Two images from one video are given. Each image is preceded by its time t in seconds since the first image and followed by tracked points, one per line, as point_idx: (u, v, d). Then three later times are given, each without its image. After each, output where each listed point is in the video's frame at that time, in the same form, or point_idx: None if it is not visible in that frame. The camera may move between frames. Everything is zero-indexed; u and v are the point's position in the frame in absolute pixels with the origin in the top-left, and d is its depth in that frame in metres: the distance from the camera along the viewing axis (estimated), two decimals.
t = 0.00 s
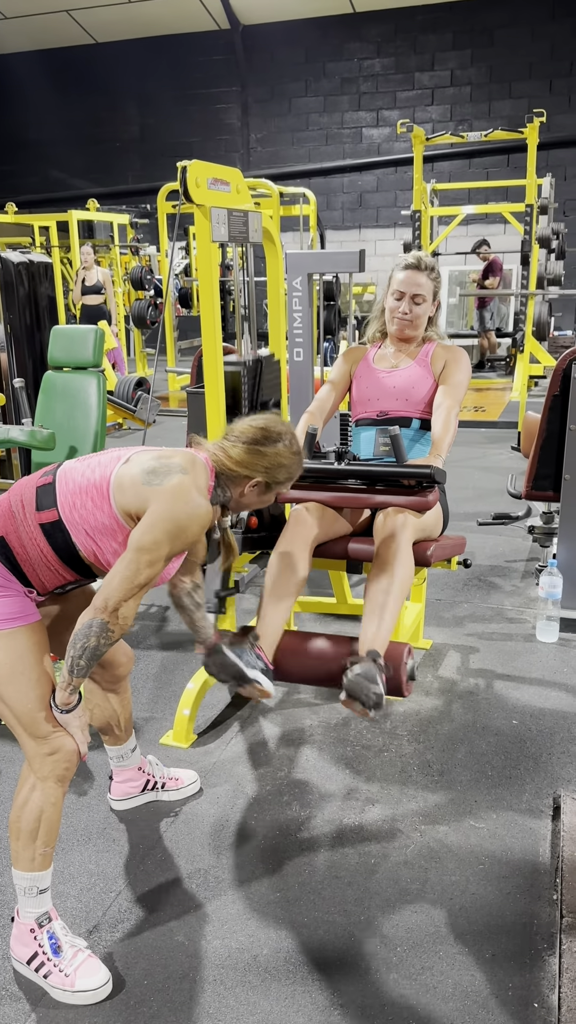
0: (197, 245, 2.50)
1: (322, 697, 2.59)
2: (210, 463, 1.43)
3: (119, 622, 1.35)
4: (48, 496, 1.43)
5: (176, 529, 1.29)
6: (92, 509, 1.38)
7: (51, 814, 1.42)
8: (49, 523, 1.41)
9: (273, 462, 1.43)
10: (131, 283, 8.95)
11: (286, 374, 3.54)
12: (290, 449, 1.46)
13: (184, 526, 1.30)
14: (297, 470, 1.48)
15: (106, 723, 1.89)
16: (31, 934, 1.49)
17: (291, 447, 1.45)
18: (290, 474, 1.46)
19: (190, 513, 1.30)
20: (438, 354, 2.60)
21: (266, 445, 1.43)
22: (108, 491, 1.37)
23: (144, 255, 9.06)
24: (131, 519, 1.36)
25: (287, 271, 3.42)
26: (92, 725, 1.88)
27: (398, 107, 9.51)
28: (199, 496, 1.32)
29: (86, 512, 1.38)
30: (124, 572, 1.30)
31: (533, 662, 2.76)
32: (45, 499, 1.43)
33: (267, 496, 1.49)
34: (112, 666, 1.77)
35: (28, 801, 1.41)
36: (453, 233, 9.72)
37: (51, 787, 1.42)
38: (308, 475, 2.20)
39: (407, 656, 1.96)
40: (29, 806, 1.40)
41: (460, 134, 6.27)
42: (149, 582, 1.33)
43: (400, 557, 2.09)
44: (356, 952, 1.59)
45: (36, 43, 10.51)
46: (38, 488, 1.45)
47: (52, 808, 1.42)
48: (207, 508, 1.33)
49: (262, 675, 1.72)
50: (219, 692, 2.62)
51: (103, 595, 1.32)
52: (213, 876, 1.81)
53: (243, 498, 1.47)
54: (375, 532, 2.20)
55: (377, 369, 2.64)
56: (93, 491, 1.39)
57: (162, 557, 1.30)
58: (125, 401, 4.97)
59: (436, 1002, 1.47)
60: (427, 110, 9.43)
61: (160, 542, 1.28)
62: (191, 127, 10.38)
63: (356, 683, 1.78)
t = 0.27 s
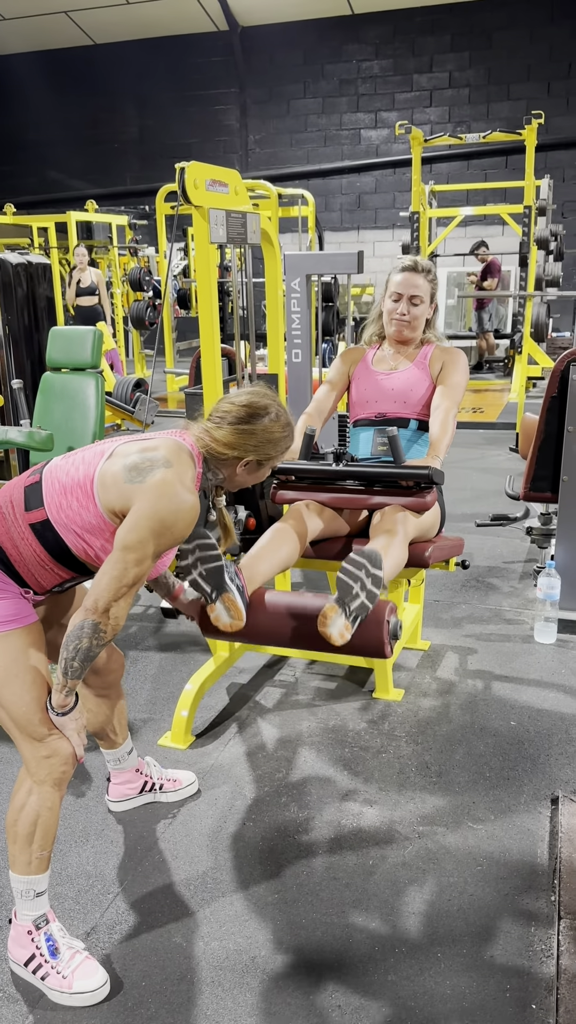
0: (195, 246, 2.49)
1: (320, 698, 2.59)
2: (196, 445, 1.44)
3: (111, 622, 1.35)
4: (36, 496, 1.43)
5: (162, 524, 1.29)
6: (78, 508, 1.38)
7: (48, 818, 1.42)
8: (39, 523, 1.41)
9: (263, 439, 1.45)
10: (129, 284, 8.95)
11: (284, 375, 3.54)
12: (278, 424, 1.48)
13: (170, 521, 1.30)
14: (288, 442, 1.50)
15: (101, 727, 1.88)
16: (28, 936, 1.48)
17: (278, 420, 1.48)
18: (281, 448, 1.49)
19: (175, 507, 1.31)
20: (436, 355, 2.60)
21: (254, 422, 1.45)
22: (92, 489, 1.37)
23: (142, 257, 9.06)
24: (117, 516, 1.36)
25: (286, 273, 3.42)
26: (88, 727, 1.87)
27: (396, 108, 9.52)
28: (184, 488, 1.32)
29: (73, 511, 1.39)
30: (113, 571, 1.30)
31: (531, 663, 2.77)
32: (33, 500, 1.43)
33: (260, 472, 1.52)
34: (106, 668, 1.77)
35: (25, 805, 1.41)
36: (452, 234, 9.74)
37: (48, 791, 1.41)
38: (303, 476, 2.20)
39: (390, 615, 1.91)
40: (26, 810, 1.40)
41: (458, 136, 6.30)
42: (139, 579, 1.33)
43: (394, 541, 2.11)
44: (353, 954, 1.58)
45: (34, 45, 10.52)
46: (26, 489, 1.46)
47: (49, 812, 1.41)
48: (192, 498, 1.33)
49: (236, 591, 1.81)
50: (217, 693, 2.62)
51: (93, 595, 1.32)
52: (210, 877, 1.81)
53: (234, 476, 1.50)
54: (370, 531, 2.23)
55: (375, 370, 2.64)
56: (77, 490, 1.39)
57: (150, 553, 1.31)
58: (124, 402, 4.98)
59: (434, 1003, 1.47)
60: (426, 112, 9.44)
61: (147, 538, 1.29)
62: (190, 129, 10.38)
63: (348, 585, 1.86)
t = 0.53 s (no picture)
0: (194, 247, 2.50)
1: (318, 699, 2.59)
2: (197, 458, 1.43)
3: (109, 623, 1.34)
4: (36, 498, 1.43)
5: (162, 528, 1.29)
6: (78, 511, 1.38)
7: (45, 817, 1.41)
8: (37, 526, 1.41)
9: (262, 455, 1.43)
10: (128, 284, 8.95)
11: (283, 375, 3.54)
12: (278, 441, 1.46)
13: (170, 525, 1.30)
14: (286, 459, 1.48)
15: (100, 726, 1.88)
16: (26, 936, 1.48)
17: (278, 437, 1.46)
18: (279, 465, 1.47)
19: (177, 511, 1.31)
20: (436, 356, 2.60)
21: (254, 438, 1.43)
22: (94, 493, 1.37)
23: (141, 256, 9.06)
24: (117, 519, 1.36)
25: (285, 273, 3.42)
26: (87, 727, 1.87)
27: (395, 109, 9.52)
28: (185, 495, 1.32)
29: (73, 514, 1.39)
30: (113, 572, 1.30)
31: (530, 663, 2.77)
32: (33, 502, 1.43)
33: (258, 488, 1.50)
34: (106, 667, 1.77)
35: (22, 803, 1.41)
36: (451, 234, 9.75)
37: (45, 790, 1.41)
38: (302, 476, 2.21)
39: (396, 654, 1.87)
40: (23, 809, 1.40)
41: (457, 136, 6.28)
42: (137, 582, 1.33)
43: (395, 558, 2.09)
44: (352, 954, 1.58)
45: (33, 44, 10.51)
46: (26, 490, 1.46)
47: (46, 811, 1.41)
48: (193, 506, 1.33)
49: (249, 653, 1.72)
50: (215, 694, 2.62)
51: (91, 596, 1.32)
52: (208, 878, 1.81)
53: (232, 491, 1.48)
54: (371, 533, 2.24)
55: (373, 367, 2.63)
56: (79, 492, 1.39)
57: (150, 557, 1.31)
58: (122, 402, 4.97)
59: (432, 1003, 1.47)
60: (425, 112, 9.45)
61: (147, 541, 1.28)
62: (189, 129, 10.38)
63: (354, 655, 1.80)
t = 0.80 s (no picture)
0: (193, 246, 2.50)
1: (317, 699, 2.59)
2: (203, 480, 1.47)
3: (111, 627, 1.35)
4: (39, 502, 1.42)
5: (174, 533, 1.33)
6: (85, 515, 1.39)
7: (41, 816, 1.42)
8: (39, 530, 1.41)
9: (263, 488, 1.49)
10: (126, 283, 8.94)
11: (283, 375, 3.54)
12: (280, 477, 1.52)
13: (181, 532, 1.34)
14: (285, 498, 1.53)
15: (97, 725, 1.88)
16: (25, 937, 1.48)
17: (280, 475, 1.52)
18: (279, 502, 1.52)
19: (186, 520, 1.35)
20: (433, 353, 2.60)
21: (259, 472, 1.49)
22: (103, 498, 1.39)
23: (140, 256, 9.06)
24: (127, 525, 1.38)
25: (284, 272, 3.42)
26: (83, 726, 1.87)
27: (394, 108, 9.52)
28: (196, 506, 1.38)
29: (79, 518, 1.39)
30: (121, 574, 1.31)
31: (528, 663, 2.77)
32: (36, 504, 1.42)
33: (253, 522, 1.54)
34: (103, 666, 1.77)
35: (17, 801, 1.41)
36: (450, 234, 9.75)
37: (40, 787, 1.41)
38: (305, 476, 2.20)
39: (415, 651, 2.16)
40: (18, 807, 1.40)
41: (456, 136, 6.27)
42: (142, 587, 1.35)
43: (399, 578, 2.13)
44: (351, 954, 1.58)
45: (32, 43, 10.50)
46: (29, 493, 1.45)
47: (41, 809, 1.41)
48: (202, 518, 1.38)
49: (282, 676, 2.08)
50: (214, 693, 2.62)
51: (97, 598, 1.32)
52: (207, 877, 1.81)
53: (230, 521, 1.51)
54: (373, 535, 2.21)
55: (371, 368, 2.63)
56: (87, 497, 1.40)
57: (157, 562, 1.33)
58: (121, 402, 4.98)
59: (431, 1003, 1.47)
60: (424, 112, 9.45)
61: (158, 545, 1.32)
62: (188, 128, 10.38)
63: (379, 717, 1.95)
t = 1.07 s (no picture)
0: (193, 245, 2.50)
1: (316, 698, 2.58)
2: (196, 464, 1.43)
3: (107, 622, 1.35)
4: (32, 497, 1.42)
5: (163, 527, 1.29)
6: (77, 508, 1.37)
7: (41, 815, 1.41)
8: (34, 525, 1.41)
9: (259, 465, 1.42)
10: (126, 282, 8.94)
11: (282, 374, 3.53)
12: (276, 453, 1.45)
13: (171, 525, 1.30)
14: (283, 474, 1.47)
15: (96, 724, 1.88)
16: (24, 936, 1.48)
17: (276, 450, 1.45)
18: (275, 479, 1.46)
19: (177, 512, 1.30)
20: (434, 353, 2.60)
21: (253, 448, 1.43)
22: (93, 491, 1.37)
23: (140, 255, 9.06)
24: (117, 518, 1.35)
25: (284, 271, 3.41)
26: (82, 726, 1.87)
27: (394, 107, 9.51)
28: (187, 496, 1.32)
29: (71, 511, 1.38)
30: (112, 571, 1.30)
31: (528, 662, 2.77)
32: (29, 500, 1.42)
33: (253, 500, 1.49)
34: (101, 666, 1.76)
35: (17, 801, 1.41)
36: (449, 233, 9.75)
37: (41, 787, 1.41)
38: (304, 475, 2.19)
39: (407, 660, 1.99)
40: (18, 806, 1.40)
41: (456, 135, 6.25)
42: (136, 581, 1.33)
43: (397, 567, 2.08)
44: (350, 953, 1.58)
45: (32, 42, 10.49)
46: (22, 489, 1.45)
47: (42, 809, 1.41)
48: (194, 507, 1.33)
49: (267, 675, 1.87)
50: (213, 693, 2.62)
51: (91, 595, 1.31)
52: (206, 876, 1.80)
53: (228, 501, 1.47)
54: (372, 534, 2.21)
55: (373, 368, 2.63)
56: (78, 490, 1.38)
57: (149, 556, 1.31)
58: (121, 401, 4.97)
59: (430, 1002, 1.47)
60: (423, 110, 9.45)
61: (148, 541, 1.28)
62: (187, 127, 10.37)
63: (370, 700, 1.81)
